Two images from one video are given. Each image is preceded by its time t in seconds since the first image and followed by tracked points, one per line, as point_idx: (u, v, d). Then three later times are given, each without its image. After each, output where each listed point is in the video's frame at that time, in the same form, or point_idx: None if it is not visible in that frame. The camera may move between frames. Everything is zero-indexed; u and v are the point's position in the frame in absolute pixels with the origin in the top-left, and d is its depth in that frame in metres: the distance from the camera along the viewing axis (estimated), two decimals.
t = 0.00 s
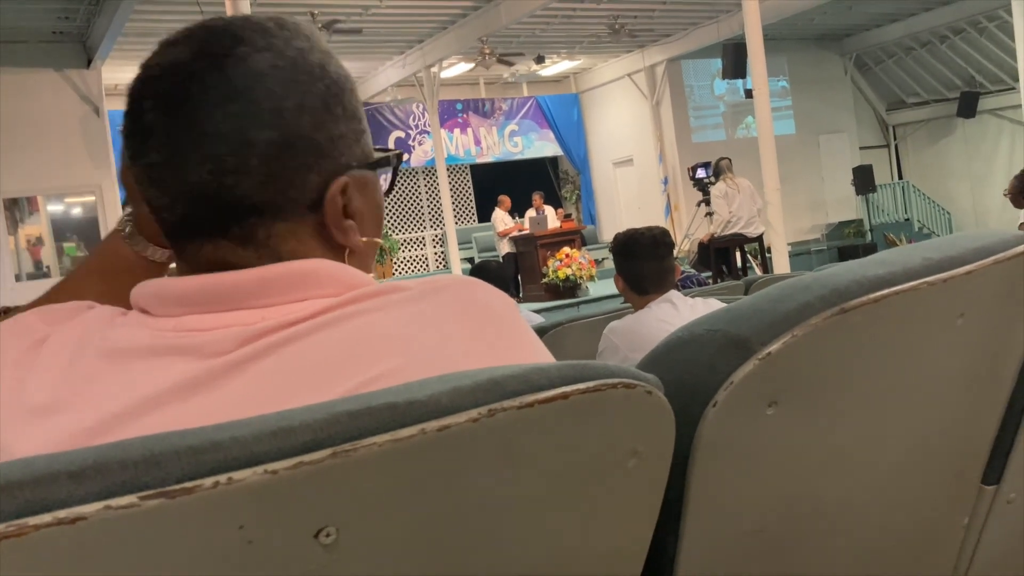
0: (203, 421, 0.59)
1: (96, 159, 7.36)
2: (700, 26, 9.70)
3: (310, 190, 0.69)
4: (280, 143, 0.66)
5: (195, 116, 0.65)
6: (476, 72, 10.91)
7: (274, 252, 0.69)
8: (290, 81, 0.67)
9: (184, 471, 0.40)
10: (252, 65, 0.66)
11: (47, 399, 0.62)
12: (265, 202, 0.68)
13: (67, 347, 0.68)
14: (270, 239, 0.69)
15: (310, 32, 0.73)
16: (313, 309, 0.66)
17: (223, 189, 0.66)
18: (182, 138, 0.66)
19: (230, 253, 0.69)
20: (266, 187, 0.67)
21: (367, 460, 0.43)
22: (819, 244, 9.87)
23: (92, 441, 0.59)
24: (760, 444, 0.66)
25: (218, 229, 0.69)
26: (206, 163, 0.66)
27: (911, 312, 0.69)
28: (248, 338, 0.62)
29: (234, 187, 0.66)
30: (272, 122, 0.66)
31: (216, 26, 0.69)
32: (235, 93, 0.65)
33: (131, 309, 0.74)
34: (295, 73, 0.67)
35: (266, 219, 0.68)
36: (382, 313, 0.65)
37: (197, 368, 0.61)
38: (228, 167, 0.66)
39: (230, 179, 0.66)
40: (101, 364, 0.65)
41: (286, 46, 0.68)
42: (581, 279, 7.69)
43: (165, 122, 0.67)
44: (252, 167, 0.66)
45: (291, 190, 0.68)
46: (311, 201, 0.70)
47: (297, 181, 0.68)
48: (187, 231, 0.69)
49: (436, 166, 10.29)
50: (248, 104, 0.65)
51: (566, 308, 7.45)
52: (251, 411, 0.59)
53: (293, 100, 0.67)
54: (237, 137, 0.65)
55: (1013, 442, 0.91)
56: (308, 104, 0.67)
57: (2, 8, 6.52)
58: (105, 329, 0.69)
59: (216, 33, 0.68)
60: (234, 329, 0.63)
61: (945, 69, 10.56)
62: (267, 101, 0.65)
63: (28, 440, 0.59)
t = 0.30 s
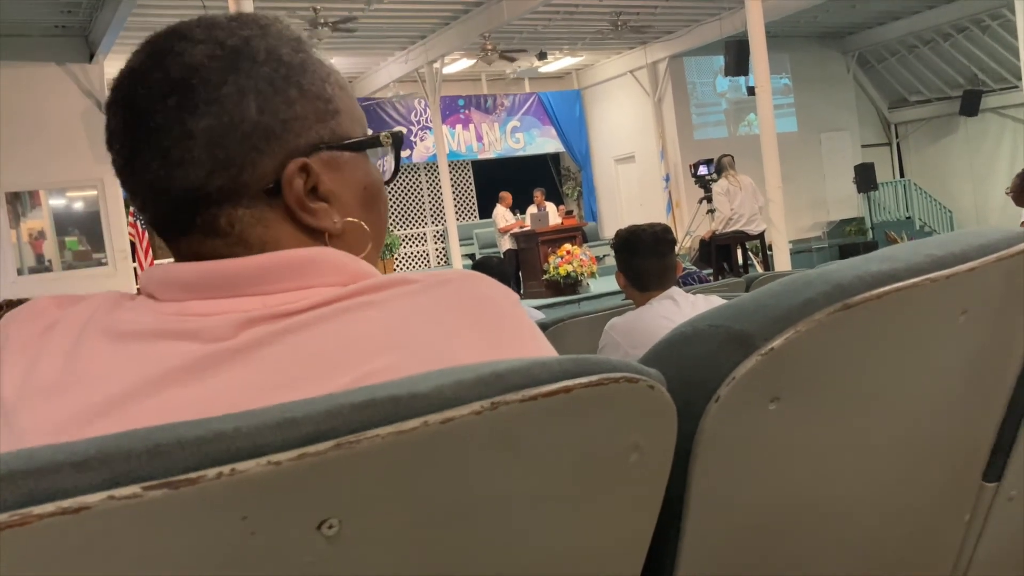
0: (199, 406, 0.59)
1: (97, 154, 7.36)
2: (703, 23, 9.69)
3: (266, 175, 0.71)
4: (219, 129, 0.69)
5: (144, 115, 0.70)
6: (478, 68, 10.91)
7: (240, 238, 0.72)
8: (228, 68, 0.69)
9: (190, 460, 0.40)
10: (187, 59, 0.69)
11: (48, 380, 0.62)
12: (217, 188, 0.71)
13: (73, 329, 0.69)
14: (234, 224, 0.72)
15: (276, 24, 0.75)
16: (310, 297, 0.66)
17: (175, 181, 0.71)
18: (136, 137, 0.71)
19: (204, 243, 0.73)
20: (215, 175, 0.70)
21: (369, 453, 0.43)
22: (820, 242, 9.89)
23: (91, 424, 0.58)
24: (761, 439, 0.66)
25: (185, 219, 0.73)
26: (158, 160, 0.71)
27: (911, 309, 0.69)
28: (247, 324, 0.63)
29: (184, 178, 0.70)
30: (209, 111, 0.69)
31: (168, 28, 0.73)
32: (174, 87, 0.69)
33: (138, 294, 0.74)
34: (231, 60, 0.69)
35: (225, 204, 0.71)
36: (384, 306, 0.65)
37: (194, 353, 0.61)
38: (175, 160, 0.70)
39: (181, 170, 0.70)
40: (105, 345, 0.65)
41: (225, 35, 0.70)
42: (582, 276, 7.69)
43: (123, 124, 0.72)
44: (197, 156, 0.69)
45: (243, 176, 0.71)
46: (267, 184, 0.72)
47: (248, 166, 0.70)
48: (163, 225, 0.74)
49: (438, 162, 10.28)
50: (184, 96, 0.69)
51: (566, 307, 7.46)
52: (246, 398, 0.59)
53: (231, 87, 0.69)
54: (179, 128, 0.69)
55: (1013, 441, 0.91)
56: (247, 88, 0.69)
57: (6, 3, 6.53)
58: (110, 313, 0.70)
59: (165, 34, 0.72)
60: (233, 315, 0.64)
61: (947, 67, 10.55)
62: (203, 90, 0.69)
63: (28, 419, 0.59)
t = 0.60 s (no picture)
0: (201, 398, 0.59)
1: (101, 150, 7.29)
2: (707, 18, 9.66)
3: (274, 156, 0.71)
4: (227, 109, 0.69)
5: (155, 100, 0.70)
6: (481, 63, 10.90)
7: (246, 224, 0.71)
8: (236, 53, 0.70)
9: (191, 458, 0.40)
10: (196, 45, 0.70)
11: (55, 374, 0.62)
12: (225, 169, 0.70)
13: (81, 322, 0.69)
14: (242, 209, 0.71)
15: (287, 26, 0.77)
16: (315, 293, 0.66)
17: (186, 161, 0.70)
18: (145, 119, 0.71)
19: (213, 230, 0.72)
20: (224, 154, 0.70)
21: (369, 452, 0.44)
22: (824, 238, 9.86)
23: (100, 413, 0.59)
24: (762, 439, 0.66)
25: (193, 205, 0.72)
26: (168, 141, 0.70)
27: (914, 307, 0.69)
28: (251, 318, 0.63)
29: (195, 158, 0.70)
30: (219, 92, 0.69)
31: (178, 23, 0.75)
32: (184, 69, 0.69)
33: (145, 288, 0.74)
34: (239, 45, 0.70)
35: (232, 188, 0.71)
36: (389, 301, 0.65)
37: (201, 346, 0.61)
38: (186, 140, 0.70)
39: (189, 151, 0.70)
40: (112, 338, 0.65)
41: (234, 26, 0.72)
42: (585, 272, 7.68)
43: (133, 109, 0.72)
44: (207, 135, 0.69)
45: (251, 157, 0.70)
46: (275, 167, 0.71)
47: (257, 147, 0.70)
48: (171, 214, 0.74)
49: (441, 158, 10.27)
50: (196, 77, 0.69)
51: (569, 300, 7.38)
52: (248, 391, 0.59)
53: (239, 71, 0.70)
54: (189, 110, 0.69)
55: (1016, 439, 0.91)
56: (253, 72, 0.70)
57: None
58: (117, 305, 0.70)
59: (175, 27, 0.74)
60: (238, 309, 0.64)
61: (953, 63, 10.51)
62: (212, 71, 0.69)
63: (36, 413, 0.59)
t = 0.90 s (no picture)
0: (204, 399, 0.59)
1: (106, 148, 7.35)
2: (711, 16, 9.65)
3: (311, 154, 0.71)
4: (274, 105, 0.68)
5: (197, 92, 0.67)
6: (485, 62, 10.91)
7: (280, 221, 0.71)
8: (277, 49, 0.69)
9: (196, 453, 0.40)
10: (238, 39, 0.69)
11: (59, 376, 0.62)
12: (268, 164, 0.69)
13: (84, 325, 0.68)
14: (275, 205, 0.71)
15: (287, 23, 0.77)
16: (324, 293, 0.66)
17: (228, 153, 0.68)
18: (183, 110, 0.68)
19: (241, 225, 0.70)
20: (268, 149, 0.69)
21: (374, 447, 0.44)
22: (829, 237, 9.84)
23: (106, 415, 0.59)
24: (765, 436, 0.66)
25: (227, 200, 0.70)
26: (210, 132, 0.67)
27: (919, 303, 0.69)
28: (256, 318, 0.63)
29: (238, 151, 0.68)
30: (267, 88, 0.68)
31: (203, 16, 0.72)
32: (228, 61, 0.67)
33: (147, 289, 0.74)
34: (281, 44, 0.70)
35: (269, 184, 0.70)
36: (391, 298, 0.66)
37: (206, 346, 0.61)
38: (230, 132, 0.67)
39: (234, 143, 0.68)
40: (115, 340, 0.64)
41: (268, 24, 0.71)
42: (589, 270, 7.67)
43: (164, 99, 0.68)
44: (253, 129, 0.68)
45: (292, 153, 0.70)
46: (312, 165, 0.72)
47: (297, 143, 0.70)
48: (197, 207, 0.70)
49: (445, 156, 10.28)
50: (240, 69, 0.67)
51: (572, 300, 7.31)
52: (254, 390, 0.59)
53: (283, 67, 0.69)
54: (236, 103, 0.67)
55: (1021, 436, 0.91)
56: (296, 72, 0.70)
57: None
58: (120, 306, 0.70)
59: (203, 19, 0.71)
60: (245, 308, 0.64)
61: (958, 60, 10.49)
62: (258, 66, 0.68)
63: (40, 414, 0.59)
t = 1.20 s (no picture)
0: (207, 401, 0.59)
1: (107, 149, 7.35)
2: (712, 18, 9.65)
3: (340, 164, 0.71)
4: (316, 114, 0.67)
5: (241, 94, 0.65)
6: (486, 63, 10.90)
7: (304, 230, 0.70)
8: (319, 57, 0.68)
9: (193, 457, 0.40)
10: (283, 43, 0.67)
11: (63, 380, 0.61)
12: (302, 173, 0.68)
13: (86, 324, 0.67)
14: (302, 213, 0.70)
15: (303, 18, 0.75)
16: (329, 298, 0.66)
17: (265, 159, 0.66)
18: (223, 110, 0.65)
19: (263, 230, 0.69)
20: (304, 158, 0.68)
21: (374, 450, 0.44)
22: (830, 238, 9.85)
23: (108, 416, 0.59)
24: (766, 439, 0.66)
25: (254, 205, 0.68)
26: (251, 135, 0.66)
27: (920, 307, 0.69)
28: (260, 321, 0.63)
29: (275, 157, 0.67)
30: (309, 96, 0.67)
31: (240, 12, 0.70)
32: (273, 65, 0.66)
33: (150, 291, 0.73)
34: (322, 53, 0.69)
35: (299, 191, 0.69)
36: (396, 301, 0.66)
37: (210, 348, 0.61)
38: (270, 138, 0.66)
39: (273, 149, 0.66)
40: (116, 343, 0.64)
41: (308, 28, 0.70)
42: (590, 272, 7.66)
43: (203, 96, 0.66)
44: (292, 137, 0.67)
45: (324, 162, 0.69)
46: (340, 174, 0.71)
47: (330, 152, 0.69)
48: (220, 209, 0.68)
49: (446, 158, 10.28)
50: (284, 75, 0.66)
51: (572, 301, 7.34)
52: (260, 393, 0.59)
53: (325, 75, 0.68)
54: (278, 108, 0.66)
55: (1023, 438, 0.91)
56: (335, 80, 0.69)
57: None
58: (121, 306, 0.69)
59: (242, 17, 0.69)
60: (250, 312, 0.64)
61: (959, 63, 10.49)
62: (303, 73, 0.67)
63: (44, 415, 0.58)
